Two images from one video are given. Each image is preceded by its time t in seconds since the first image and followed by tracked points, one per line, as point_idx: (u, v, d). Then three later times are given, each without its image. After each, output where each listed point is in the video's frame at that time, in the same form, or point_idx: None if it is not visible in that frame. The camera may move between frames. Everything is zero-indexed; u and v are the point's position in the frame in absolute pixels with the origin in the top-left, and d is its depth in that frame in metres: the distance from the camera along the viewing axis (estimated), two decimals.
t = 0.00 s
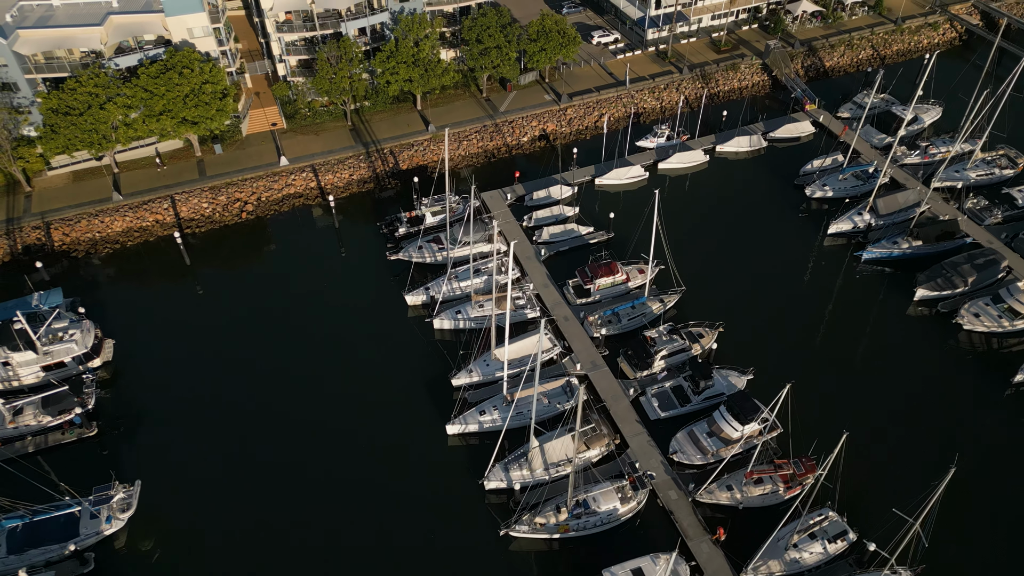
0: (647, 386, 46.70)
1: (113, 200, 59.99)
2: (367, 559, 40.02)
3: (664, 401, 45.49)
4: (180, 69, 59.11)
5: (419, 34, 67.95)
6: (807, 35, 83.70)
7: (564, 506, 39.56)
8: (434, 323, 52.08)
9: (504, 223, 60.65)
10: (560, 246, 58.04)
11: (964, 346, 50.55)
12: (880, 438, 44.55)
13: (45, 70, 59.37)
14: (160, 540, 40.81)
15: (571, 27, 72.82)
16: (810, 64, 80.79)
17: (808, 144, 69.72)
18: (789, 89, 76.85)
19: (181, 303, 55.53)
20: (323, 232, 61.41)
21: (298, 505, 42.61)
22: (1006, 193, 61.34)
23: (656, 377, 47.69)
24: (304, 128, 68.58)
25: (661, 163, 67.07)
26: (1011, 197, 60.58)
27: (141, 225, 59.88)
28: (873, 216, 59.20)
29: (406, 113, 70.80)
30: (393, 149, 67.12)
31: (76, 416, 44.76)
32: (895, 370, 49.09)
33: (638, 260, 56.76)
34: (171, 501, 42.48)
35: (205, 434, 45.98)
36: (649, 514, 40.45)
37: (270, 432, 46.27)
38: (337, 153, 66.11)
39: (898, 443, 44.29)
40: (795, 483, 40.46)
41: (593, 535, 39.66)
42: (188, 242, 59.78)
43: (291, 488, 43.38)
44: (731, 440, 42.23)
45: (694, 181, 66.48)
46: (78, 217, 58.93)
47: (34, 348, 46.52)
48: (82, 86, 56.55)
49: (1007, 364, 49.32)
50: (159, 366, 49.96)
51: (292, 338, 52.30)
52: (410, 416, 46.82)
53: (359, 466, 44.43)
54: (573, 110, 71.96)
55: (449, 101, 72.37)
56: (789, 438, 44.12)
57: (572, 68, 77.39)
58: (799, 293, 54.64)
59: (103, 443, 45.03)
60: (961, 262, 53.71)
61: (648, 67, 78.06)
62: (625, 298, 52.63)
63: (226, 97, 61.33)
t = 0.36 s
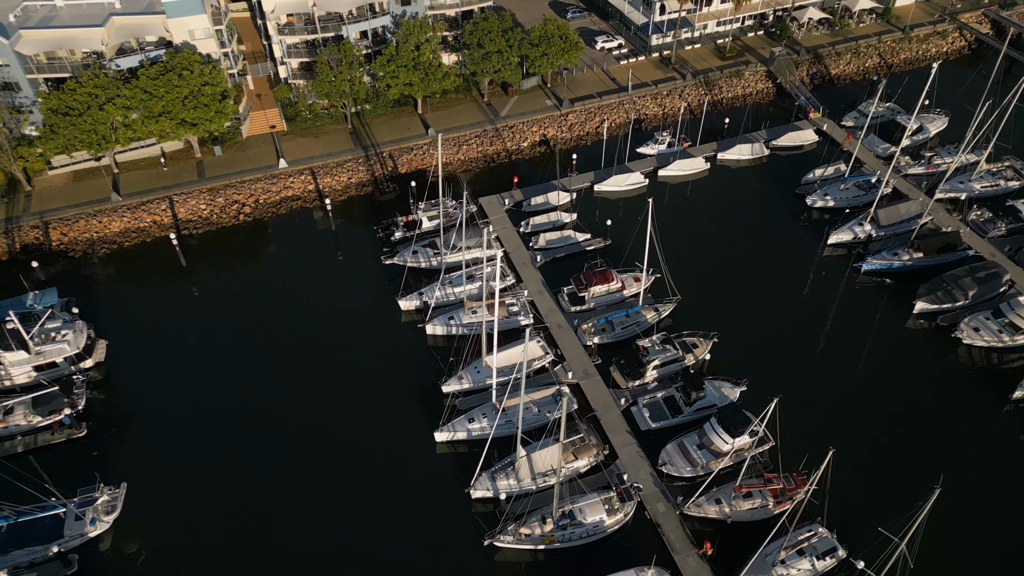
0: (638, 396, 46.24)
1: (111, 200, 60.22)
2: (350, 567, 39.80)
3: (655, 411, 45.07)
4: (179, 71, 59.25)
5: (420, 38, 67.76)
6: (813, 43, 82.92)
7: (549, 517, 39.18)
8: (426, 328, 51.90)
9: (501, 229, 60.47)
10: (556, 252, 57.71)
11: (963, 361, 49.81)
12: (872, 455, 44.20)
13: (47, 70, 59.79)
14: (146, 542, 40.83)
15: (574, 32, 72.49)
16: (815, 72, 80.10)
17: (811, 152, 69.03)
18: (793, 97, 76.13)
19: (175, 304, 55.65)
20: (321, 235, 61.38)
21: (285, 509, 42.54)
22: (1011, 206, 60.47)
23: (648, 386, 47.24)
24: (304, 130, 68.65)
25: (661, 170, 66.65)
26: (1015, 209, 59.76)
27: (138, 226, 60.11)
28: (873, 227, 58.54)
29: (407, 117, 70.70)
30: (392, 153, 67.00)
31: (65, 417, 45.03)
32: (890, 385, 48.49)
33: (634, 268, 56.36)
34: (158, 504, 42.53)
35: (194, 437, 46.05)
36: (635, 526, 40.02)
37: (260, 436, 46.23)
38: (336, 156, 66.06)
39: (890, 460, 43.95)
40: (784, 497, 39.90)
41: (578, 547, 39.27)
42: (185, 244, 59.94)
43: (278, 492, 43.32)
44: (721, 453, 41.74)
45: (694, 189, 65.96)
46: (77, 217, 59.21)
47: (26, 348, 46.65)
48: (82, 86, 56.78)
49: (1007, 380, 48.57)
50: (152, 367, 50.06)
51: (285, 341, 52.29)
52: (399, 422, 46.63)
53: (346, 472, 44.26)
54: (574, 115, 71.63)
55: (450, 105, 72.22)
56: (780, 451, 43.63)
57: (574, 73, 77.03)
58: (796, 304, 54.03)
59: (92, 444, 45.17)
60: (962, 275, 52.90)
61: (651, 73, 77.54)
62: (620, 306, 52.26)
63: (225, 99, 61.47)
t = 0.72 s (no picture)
0: (629, 404, 45.83)
1: (109, 200, 60.45)
2: (332, 572, 39.61)
3: (645, 420, 44.66)
4: (178, 72, 59.44)
5: (420, 41, 67.67)
6: (818, 49, 82.25)
7: (533, 526, 38.83)
8: (418, 333, 51.70)
9: (496, 234, 60.24)
10: (551, 258, 57.40)
11: (960, 374, 49.14)
12: (864, 469, 43.62)
13: (47, 70, 60.22)
14: (131, 543, 40.84)
15: (575, 37, 72.25)
16: (819, 79, 79.48)
17: (813, 160, 68.40)
18: (797, 104, 75.50)
19: (169, 304, 55.76)
20: (317, 237, 61.35)
21: (270, 513, 42.44)
22: (1014, 217, 59.67)
23: (639, 395, 46.85)
24: (303, 132, 68.72)
25: (660, 176, 66.24)
26: (1018, 221, 58.99)
27: (135, 226, 60.29)
28: (872, 236, 57.89)
29: (406, 120, 70.63)
30: (390, 156, 66.94)
31: (54, 417, 45.17)
32: (885, 398, 47.88)
33: (629, 275, 56.00)
34: (145, 505, 42.57)
35: (183, 438, 46.07)
36: (620, 537, 39.62)
37: (248, 439, 46.18)
38: (334, 158, 66.05)
39: (882, 474, 43.38)
40: (772, 510, 39.41)
41: (562, 557, 38.90)
42: (180, 244, 60.06)
43: (264, 496, 43.23)
44: (709, 464, 41.34)
45: (693, 195, 65.48)
46: (74, 216, 59.51)
47: (17, 347, 47.00)
48: (80, 86, 57.03)
49: (1004, 394, 47.87)
50: (143, 368, 50.18)
51: (277, 344, 52.25)
52: (388, 427, 46.46)
53: (332, 476, 44.09)
54: (573, 120, 71.35)
55: (450, 108, 72.11)
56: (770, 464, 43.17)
57: (575, 78, 76.73)
58: (791, 314, 53.47)
59: (81, 444, 45.31)
60: (961, 287, 52.22)
61: (653, 78, 77.11)
62: (613, 314, 51.91)
63: (224, 100, 61.60)
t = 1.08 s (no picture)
0: (618, 412, 45.51)
1: (106, 199, 60.69)
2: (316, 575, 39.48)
3: (634, 428, 44.30)
4: (176, 72, 59.58)
5: (419, 43, 67.62)
6: (822, 54, 81.56)
7: (516, 533, 38.51)
8: (409, 335, 51.52)
9: (492, 237, 60.04)
10: (546, 262, 57.16)
11: (956, 385, 48.51)
12: (854, 481, 43.16)
13: (47, 68, 60.59)
14: (116, 543, 40.88)
15: (575, 40, 71.98)
16: (822, 85, 78.84)
17: (814, 166, 67.76)
18: (799, 109, 74.84)
19: (163, 303, 55.86)
20: (312, 238, 61.32)
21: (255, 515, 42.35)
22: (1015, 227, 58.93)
23: (629, 402, 46.50)
24: (301, 133, 68.79)
25: (658, 181, 65.86)
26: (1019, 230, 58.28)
27: (131, 225, 60.49)
28: (871, 245, 57.28)
29: (405, 121, 70.57)
30: (388, 157, 66.88)
31: (43, 415, 45.29)
32: (878, 408, 47.34)
33: (623, 280, 55.69)
34: (131, 505, 42.60)
35: (171, 438, 46.13)
36: (604, 546, 39.27)
37: (236, 440, 46.17)
38: (332, 159, 66.03)
39: (872, 487, 42.90)
40: (759, 521, 39.01)
41: (545, 564, 38.54)
42: (176, 244, 60.22)
43: (250, 497, 43.17)
44: (696, 473, 40.96)
45: (691, 201, 65.05)
46: (71, 214, 59.80)
47: (9, 344, 47.28)
48: (78, 85, 57.33)
49: (1000, 406, 47.20)
50: (134, 367, 50.28)
51: (269, 345, 52.24)
52: (376, 430, 46.31)
53: (318, 479, 43.98)
54: (572, 124, 71.08)
55: (450, 111, 72.00)
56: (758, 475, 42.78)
57: (576, 81, 76.44)
58: (786, 322, 52.98)
59: (69, 443, 45.47)
60: (959, 297, 51.57)
61: (654, 82, 76.67)
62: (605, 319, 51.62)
63: (221, 100, 61.72)
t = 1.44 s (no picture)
0: (607, 417, 45.23)
1: (103, 196, 61.02)
2: None
3: (622, 434, 43.95)
4: (173, 71, 59.70)
5: (418, 44, 67.50)
6: (826, 58, 80.85)
7: (499, 539, 38.21)
8: (400, 337, 51.42)
9: (486, 239, 59.88)
10: (540, 265, 56.97)
11: (951, 395, 47.96)
12: (842, 491, 42.76)
13: (46, 66, 60.82)
14: (101, 540, 41.02)
15: (575, 42, 71.73)
16: (825, 89, 78.21)
17: (813, 172, 67.23)
18: (801, 114, 74.20)
19: (157, 301, 56.05)
20: (307, 238, 61.39)
21: (240, 514, 42.39)
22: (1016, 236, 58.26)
23: (618, 408, 46.26)
24: (300, 133, 68.91)
25: (656, 185, 65.55)
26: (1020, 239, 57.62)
27: (128, 223, 60.79)
28: (868, 252, 56.72)
29: (403, 122, 70.52)
30: (385, 158, 66.87)
31: (32, 412, 45.42)
32: (870, 418, 46.84)
33: (616, 285, 55.51)
34: (118, 503, 42.75)
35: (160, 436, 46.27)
36: (587, 553, 39.01)
37: (224, 439, 46.26)
38: (329, 159, 66.04)
39: (861, 497, 42.49)
40: (744, 531, 38.65)
41: (528, 570, 38.32)
42: (171, 242, 60.44)
43: (237, 497, 43.24)
44: (682, 480, 40.61)
45: (688, 205, 64.68)
46: (68, 211, 60.13)
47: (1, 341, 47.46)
48: (77, 83, 57.62)
49: (995, 417, 46.63)
50: (125, 365, 50.47)
51: (260, 345, 52.33)
52: (363, 431, 46.29)
53: (304, 480, 43.94)
54: (571, 127, 70.84)
55: (448, 112, 71.91)
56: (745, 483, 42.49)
57: (575, 84, 76.14)
58: (780, 329, 52.57)
59: (59, 439, 45.69)
60: (955, 306, 50.97)
61: (655, 85, 76.27)
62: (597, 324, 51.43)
63: (219, 99, 61.83)
